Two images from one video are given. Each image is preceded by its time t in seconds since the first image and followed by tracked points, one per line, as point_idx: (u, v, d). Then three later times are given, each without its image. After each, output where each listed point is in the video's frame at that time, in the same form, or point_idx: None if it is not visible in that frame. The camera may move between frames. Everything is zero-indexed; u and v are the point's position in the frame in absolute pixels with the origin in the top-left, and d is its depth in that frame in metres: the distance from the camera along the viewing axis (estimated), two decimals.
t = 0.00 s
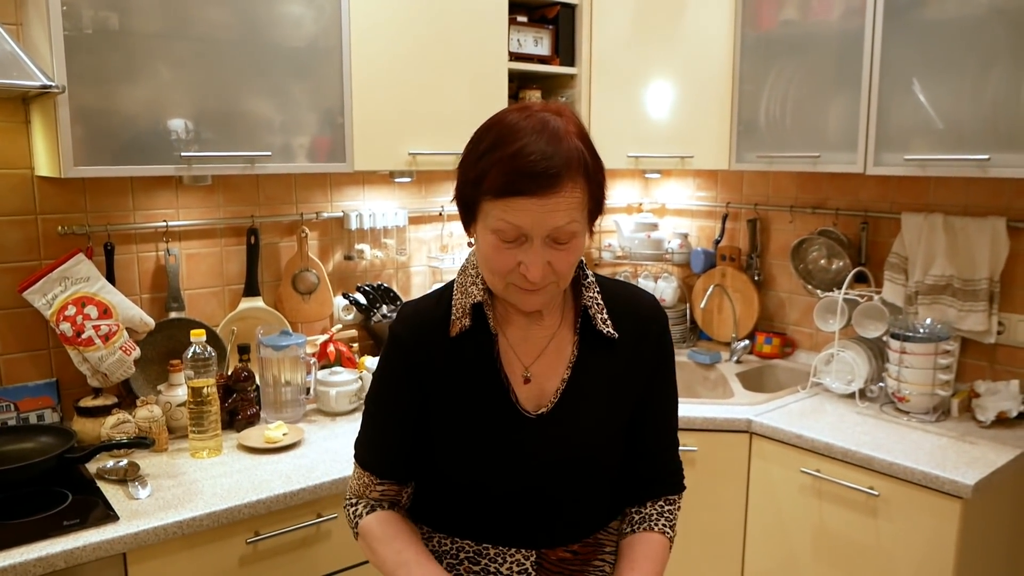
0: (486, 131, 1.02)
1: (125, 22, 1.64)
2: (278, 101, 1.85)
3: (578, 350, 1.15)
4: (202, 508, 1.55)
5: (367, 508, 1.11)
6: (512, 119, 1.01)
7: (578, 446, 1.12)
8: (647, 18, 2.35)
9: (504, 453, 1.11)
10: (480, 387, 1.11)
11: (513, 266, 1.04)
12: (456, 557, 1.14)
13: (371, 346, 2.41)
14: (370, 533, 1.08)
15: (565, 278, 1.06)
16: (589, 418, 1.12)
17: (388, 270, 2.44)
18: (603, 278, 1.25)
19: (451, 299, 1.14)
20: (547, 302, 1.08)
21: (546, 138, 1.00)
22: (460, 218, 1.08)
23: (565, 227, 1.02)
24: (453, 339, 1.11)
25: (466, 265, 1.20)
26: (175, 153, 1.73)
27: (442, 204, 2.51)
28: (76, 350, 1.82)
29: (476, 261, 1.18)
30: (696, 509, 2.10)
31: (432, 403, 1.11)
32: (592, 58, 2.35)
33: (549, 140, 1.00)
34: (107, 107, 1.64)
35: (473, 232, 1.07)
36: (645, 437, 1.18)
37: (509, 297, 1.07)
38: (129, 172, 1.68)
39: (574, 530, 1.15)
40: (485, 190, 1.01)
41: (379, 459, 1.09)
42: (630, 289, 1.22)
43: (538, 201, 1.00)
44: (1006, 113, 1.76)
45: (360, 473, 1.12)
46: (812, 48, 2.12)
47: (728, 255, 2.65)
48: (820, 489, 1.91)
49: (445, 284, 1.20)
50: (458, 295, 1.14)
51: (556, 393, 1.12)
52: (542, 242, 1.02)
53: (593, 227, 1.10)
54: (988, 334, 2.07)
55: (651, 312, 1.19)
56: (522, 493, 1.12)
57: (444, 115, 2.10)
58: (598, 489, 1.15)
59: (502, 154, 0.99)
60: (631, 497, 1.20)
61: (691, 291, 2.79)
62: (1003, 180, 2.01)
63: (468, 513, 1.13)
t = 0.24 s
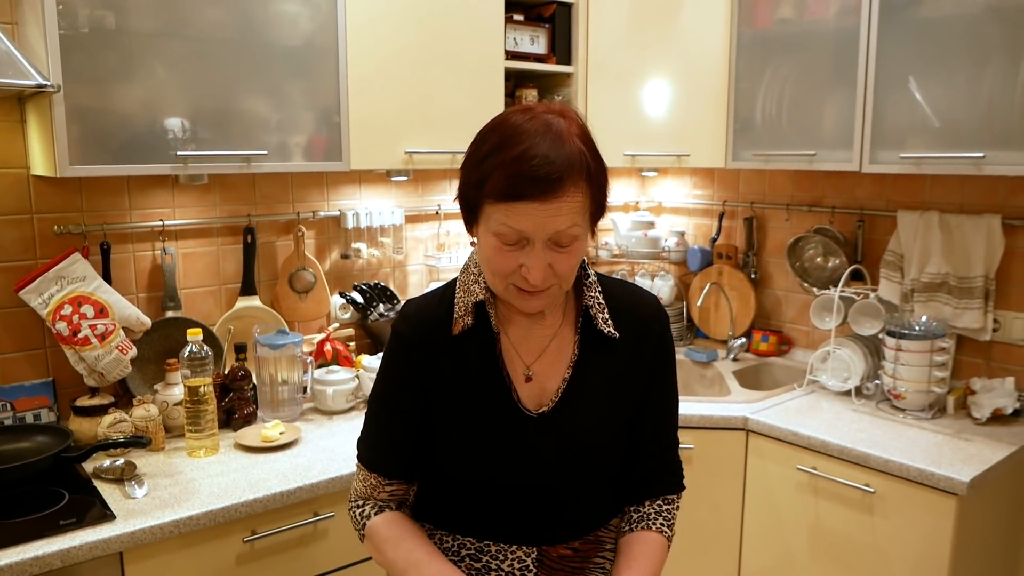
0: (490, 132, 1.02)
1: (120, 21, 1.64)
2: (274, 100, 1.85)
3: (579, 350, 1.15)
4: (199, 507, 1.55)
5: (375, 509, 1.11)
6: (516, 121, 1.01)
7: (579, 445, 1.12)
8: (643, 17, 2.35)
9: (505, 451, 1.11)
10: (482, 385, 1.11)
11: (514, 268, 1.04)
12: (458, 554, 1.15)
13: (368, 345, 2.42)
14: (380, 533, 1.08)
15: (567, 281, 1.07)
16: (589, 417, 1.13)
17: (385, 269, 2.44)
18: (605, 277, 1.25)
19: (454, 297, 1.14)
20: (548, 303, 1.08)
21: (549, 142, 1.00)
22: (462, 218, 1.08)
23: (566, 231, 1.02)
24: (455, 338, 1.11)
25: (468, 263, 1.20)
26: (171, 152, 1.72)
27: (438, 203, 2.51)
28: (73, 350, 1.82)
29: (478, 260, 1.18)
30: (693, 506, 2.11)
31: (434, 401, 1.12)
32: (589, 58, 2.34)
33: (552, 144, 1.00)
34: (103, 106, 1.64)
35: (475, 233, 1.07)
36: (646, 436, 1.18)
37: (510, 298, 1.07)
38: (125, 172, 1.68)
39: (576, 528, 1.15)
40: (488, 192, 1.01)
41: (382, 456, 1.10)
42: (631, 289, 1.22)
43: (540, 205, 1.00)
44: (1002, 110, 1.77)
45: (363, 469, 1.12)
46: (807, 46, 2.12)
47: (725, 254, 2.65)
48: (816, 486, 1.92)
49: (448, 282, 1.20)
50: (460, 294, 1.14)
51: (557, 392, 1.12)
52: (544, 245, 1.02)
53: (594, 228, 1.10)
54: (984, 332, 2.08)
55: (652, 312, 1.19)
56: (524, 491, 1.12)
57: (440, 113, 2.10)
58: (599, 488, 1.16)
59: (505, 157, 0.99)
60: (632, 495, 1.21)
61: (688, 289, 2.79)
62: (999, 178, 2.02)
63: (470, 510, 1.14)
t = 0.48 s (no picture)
0: (496, 132, 1.01)
1: (118, 22, 1.64)
2: (271, 100, 1.85)
3: (580, 349, 1.15)
4: (197, 506, 1.55)
5: (366, 499, 1.11)
6: (522, 122, 1.00)
7: (579, 443, 1.13)
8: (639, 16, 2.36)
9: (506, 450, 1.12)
10: (483, 384, 1.11)
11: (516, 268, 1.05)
12: (457, 553, 1.15)
13: (366, 344, 2.42)
14: (371, 523, 1.09)
15: (568, 281, 1.07)
16: (589, 416, 1.13)
17: (382, 269, 2.44)
18: (604, 277, 1.26)
19: (456, 295, 1.14)
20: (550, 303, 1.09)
21: (554, 144, 1.00)
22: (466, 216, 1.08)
23: (569, 234, 1.03)
24: (458, 336, 1.11)
25: (470, 261, 1.20)
26: (168, 152, 1.72)
27: (436, 203, 2.51)
28: (70, 349, 1.82)
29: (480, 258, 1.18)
30: (690, 505, 2.11)
31: (436, 399, 1.11)
32: (585, 57, 2.36)
33: (557, 147, 1.00)
34: (100, 106, 1.64)
35: (478, 232, 1.07)
36: (645, 436, 1.19)
37: (512, 297, 1.08)
38: (122, 171, 1.68)
39: (574, 526, 1.15)
40: (492, 193, 1.01)
41: (383, 452, 1.09)
42: (630, 288, 1.23)
43: (544, 208, 1.00)
44: (998, 109, 1.77)
45: (359, 465, 1.12)
46: (804, 46, 2.13)
47: (722, 252, 2.67)
48: (813, 484, 1.92)
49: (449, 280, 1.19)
50: (463, 292, 1.14)
51: (558, 390, 1.13)
52: (546, 247, 1.03)
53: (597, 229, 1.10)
54: (980, 330, 2.08)
55: (651, 312, 1.20)
56: (524, 489, 1.13)
57: (437, 113, 2.10)
58: (599, 487, 1.16)
59: (510, 159, 0.99)
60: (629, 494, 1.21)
61: (685, 288, 2.80)
62: (995, 177, 2.02)
63: (469, 509, 1.14)
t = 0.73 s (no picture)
0: (490, 137, 1.01)
1: (117, 23, 1.64)
2: (270, 100, 1.85)
3: (574, 351, 1.15)
4: (195, 506, 1.55)
5: (362, 498, 1.12)
6: (516, 128, 1.00)
7: (573, 444, 1.13)
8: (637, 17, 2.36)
9: (499, 450, 1.12)
10: (477, 385, 1.11)
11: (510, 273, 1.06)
12: (451, 551, 1.16)
13: (365, 345, 2.42)
14: (365, 522, 1.10)
15: (561, 286, 1.08)
16: (583, 417, 1.14)
17: (381, 269, 2.44)
18: (599, 278, 1.26)
19: (451, 296, 1.14)
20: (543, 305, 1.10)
21: (548, 152, 1.00)
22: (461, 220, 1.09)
23: (562, 241, 1.03)
24: (452, 337, 1.11)
25: (465, 262, 1.20)
26: (167, 152, 1.73)
27: (434, 203, 2.52)
28: (69, 350, 1.82)
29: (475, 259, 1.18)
30: (688, 504, 2.11)
31: (430, 399, 1.12)
32: (583, 57, 2.36)
33: (550, 155, 1.00)
34: (99, 107, 1.64)
35: (473, 236, 1.08)
36: (639, 437, 1.19)
37: (506, 300, 1.09)
38: (121, 172, 1.68)
39: (568, 525, 1.16)
40: (485, 199, 1.02)
41: (376, 451, 1.10)
42: (626, 290, 1.23)
43: (537, 215, 1.00)
44: (995, 110, 1.78)
45: (354, 462, 1.12)
46: (801, 46, 2.13)
47: (720, 253, 2.67)
48: (811, 484, 1.93)
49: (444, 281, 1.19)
50: (457, 292, 1.14)
51: (551, 392, 1.13)
52: (539, 254, 1.03)
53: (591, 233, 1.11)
54: (977, 330, 2.09)
55: (647, 314, 1.20)
56: (518, 488, 1.13)
57: (436, 113, 2.11)
58: (592, 487, 1.17)
59: (503, 167, 0.99)
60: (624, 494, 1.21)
61: (683, 288, 2.80)
62: (992, 177, 2.03)
63: (463, 508, 1.14)
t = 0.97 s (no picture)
0: (478, 136, 1.02)
1: (116, 25, 1.64)
2: (269, 102, 1.86)
3: (566, 350, 1.16)
4: (195, 507, 1.55)
5: (355, 503, 1.11)
6: (504, 127, 1.01)
7: (564, 444, 1.14)
8: (636, 18, 2.35)
9: (491, 450, 1.12)
10: (469, 385, 1.12)
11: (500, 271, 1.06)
12: (444, 552, 1.16)
13: (364, 346, 2.43)
14: (359, 529, 1.09)
15: (552, 283, 1.08)
16: (574, 416, 1.14)
17: (380, 270, 2.45)
18: (591, 278, 1.26)
19: (443, 296, 1.15)
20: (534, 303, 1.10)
21: (535, 150, 1.00)
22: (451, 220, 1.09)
23: (551, 238, 1.04)
24: (444, 338, 1.12)
25: (457, 263, 1.20)
26: (166, 154, 1.73)
27: (433, 204, 2.52)
28: (68, 351, 1.82)
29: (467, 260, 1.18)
30: (686, 505, 2.12)
31: (421, 400, 1.12)
32: (581, 59, 2.34)
33: (538, 153, 1.00)
34: (99, 109, 1.65)
35: (463, 236, 1.08)
36: (630, 436, 1.19)
37: (497, 300, 1.09)
38: (120, 174, 1.68)
39: (561, 524, 1.16)
40: (475, 198, 1.02)
41: (367, 451, 1.10)
42: (617, 289, 1.23)
43: (526, 213, 1.01)
44: (992, 111, 1.78)
45: (346, 462, 1.12)
46: (799, 48, 2.14)
47: (718, 254, 2.67)
48: (809, 485, 1.93)
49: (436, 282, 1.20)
50: (449, 293, 1.14)
51: (543, 392, 1.13)
52: (529, 251, 1.03)
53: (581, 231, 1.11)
54: (975, 331, 2.09)
55: (638, 313, 1.20)
56: (510, 488, 1.13)
57: (435, 115, 2.11)
58: (584, 486, 1.17)
59: (492, 165, 1.00)
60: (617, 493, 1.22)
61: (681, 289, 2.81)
62: (990, 178, 2.03)
63: (455, 508, 1.14)
